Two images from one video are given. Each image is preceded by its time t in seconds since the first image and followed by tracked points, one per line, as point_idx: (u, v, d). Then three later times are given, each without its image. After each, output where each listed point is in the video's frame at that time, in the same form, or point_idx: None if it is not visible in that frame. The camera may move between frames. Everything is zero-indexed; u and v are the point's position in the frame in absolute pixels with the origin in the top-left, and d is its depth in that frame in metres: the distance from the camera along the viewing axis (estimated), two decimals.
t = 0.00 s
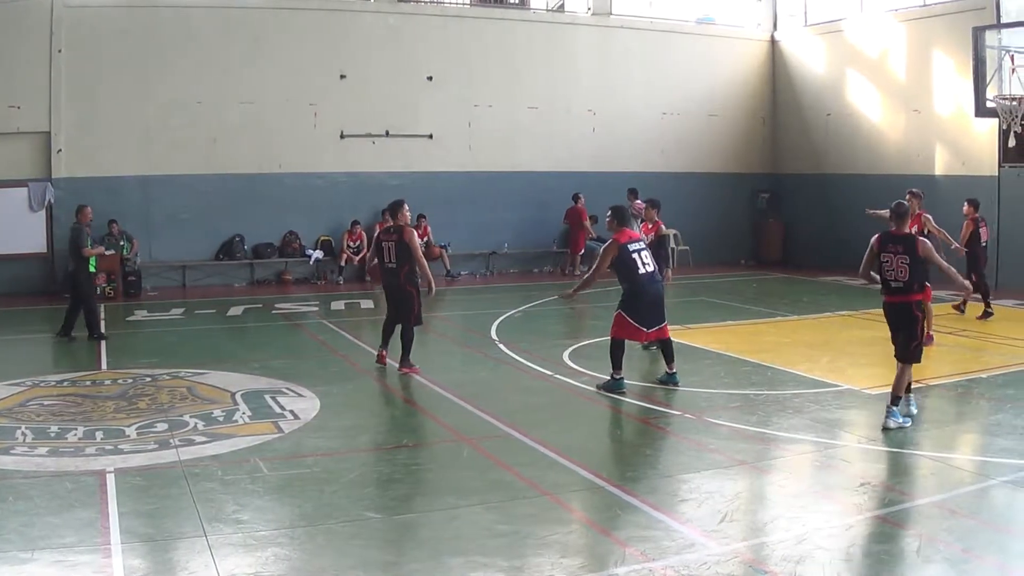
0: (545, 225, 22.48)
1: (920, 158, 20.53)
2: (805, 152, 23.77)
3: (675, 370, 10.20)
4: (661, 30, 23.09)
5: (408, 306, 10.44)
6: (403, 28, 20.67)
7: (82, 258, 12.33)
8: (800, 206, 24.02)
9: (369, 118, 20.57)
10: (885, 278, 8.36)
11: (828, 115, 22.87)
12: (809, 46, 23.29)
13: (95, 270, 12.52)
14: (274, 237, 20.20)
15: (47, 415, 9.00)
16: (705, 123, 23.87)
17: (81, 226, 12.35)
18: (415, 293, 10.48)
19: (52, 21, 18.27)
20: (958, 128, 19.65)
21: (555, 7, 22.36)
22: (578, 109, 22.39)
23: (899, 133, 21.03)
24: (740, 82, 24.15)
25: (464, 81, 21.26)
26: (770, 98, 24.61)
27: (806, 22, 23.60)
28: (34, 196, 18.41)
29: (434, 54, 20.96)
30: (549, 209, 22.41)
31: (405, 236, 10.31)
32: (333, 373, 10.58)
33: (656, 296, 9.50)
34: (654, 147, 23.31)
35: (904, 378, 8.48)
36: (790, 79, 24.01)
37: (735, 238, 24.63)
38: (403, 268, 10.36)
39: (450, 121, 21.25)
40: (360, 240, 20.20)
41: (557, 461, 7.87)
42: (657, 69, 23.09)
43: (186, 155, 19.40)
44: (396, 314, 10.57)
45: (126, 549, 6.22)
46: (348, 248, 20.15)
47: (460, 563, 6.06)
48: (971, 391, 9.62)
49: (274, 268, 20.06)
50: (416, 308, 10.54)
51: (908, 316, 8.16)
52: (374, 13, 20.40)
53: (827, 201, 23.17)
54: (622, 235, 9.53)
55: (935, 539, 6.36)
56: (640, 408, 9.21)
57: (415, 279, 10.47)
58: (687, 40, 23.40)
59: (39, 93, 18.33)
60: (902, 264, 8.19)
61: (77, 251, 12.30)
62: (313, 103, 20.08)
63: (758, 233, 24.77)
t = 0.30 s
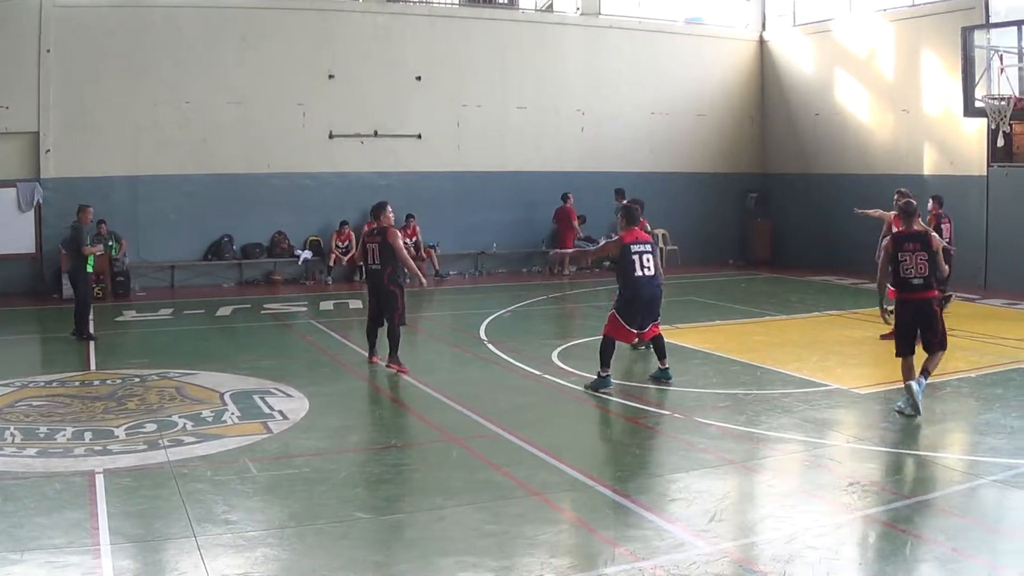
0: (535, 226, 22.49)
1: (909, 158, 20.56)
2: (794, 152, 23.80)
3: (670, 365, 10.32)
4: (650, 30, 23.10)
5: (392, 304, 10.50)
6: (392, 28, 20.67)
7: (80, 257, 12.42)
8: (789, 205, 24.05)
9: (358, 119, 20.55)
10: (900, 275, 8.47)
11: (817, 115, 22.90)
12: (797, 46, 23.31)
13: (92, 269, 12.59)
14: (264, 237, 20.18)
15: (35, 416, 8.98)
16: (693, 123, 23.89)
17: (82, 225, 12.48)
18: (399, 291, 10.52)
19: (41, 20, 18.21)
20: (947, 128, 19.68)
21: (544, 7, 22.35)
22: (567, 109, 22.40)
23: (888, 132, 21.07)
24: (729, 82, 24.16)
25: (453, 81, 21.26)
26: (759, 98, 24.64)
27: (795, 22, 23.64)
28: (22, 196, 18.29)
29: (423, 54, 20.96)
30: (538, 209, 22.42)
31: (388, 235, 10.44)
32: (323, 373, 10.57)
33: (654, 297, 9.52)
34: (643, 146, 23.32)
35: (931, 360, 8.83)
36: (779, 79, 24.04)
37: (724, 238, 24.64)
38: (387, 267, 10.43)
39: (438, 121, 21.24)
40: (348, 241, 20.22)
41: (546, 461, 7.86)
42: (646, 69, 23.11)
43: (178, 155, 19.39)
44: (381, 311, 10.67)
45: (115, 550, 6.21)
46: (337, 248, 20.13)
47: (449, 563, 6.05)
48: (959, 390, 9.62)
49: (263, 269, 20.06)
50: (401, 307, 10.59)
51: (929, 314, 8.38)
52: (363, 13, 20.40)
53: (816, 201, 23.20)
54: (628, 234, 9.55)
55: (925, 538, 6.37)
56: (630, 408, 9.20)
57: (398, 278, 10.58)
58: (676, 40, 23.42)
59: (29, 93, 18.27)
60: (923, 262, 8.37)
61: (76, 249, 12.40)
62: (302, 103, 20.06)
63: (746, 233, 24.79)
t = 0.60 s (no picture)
0: (526, 225, 22.50)
1: (900, 157, 20.58)
2: (785, 151, 23.82)
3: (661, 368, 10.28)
4: (641, 29, 23.12)
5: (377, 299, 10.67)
6: (383, 28, 20.65)
7: (81, 256, 12.53)
8: (780, 205, 24.07)
9: (349, 118, 20.55)
10: (929, 271, 8.36)
11: (807, 114, 22.93)
12: (788, 45, 23.34)
13: (92, 268, 12.70)
14: (254, 237, 20.17)
15: (27, 417, 8.97)
16: (684, 123, 23.90)
17: (83, 224, 12.62)
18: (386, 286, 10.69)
19: (32, 21, 18.16)
20: (937, 128, 19.69)
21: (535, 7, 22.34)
22: (557, 109, 22.41)
23: (878, 132, 21.09)
24: (720, 82, 24.18)
25: (443, 80, 21.25)
26: (750, 97, 24.65)
27: (786, 22, 23.65)
28: (14, 197, 18.29)
29: (414, 54, 20.95)
30: (529, 209, 22.43)
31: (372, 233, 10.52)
32: (315, 374, 10.56)
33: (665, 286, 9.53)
34: (634, 146, 23.33)
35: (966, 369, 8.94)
36: (770, 79, 24.06)
37: (714, 238, 24.65)
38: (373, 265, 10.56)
39: (429, 121, 21.23)
40: (339, 240, 20.21)
41: (538, 460, 7.86)
42: (637, 69, 23.12)
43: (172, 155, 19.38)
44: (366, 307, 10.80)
45: (108, 550, 6.20)
46: (327, 248, 20.14)
47: (441, 563, 6.05)
48: (950, 389, 9.62)
49: (254, 269, 20.03)
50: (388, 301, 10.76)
51: (949, 312, 8.43)
52: (354, 12, 20.38)
53: (806, 201, 23.22)
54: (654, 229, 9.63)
55: (916, 537, 6.38)
56: (622, 408, 9.20)
57: (385, 274, 10.67)
58: (667, 40, 23.44)
59: (21, 93, 18.22)
60: (950, 261, 8.38)
61: (77, 248, 12.50)
62: (293, 103, 20.05)
63: (737, 233, 24.80)
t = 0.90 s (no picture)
0: (518, 225, 22.51)
1: (891, 157, 20.60)
2: (775, 151, 23.85)
3: (655, 365, 10.28)
4: (631, 29, 23.14)
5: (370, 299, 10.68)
6: (374, 28, 20.64)
7: (82, 253, 12.63)
8: (770, 204, 24.09)
9: (340, 118, 20.54)
10: (963, 268, 8.31)
11: (797, 114, 22.96)
12: (778, 45, 23.36)
13: (94, 266, 12.80)
14: (244, 237, 20.16)
15: (18, 417, 8.95)
16: (674, 122, 23.91)
17: (84, 223, 12.71)
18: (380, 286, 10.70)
19: (22, 20, 18.09)
20: (927, 127, 19.73)
21: (525, 7, 22.32)
22: (548, 109, 22.41)
23: (868, 131, 21.13)
24: (710, 82, 24.19)
25: (433, 80, 21.24)
26: (740, 97, 24.67)
27: (775, 22, 23.68)
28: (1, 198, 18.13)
29: (404, 54, 20.94)
30: (519, 209, 22.44)
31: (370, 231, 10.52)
32: (306, 374, 10.55)
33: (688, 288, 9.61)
34: (624, 145, 23.33)
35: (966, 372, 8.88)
36: (760, 78, 24.08)
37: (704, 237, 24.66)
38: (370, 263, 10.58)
39: (420, 120, 21.23)
40: (329, 241, 20.16)
41: (529, 460, 7.85)
42: (627, 69, 23.13)
43: (166, 155, 19.38)
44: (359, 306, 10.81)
45: (98, 551, 6.19)
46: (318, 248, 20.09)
47: (432, 563, 6.04)
48: (940, 388, 9.64)
49: (244, 269, 20.00)
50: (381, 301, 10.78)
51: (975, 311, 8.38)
52: (344, 12, 20.37)
53: (796, 200, 23.25)
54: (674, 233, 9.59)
55: (906, 536, 6.39)
56: (612, 408, 9.20)
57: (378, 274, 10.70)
58: (657, 39, 23.45)
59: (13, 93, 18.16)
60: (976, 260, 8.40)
61: (77, 246, 12.59)
62: (284, 103, 20.05)
63: (727, 232, 24.83)
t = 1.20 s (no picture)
0: (513, 225, 22.52)
1: (885, 157, 20.63)
2: (769, 151, 23.86)
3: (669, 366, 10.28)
4: (625, 30, 23.15)
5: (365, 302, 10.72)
6: (368, 28, 20.65)
7: (83, 252, 12.69)
8: (764, 204, 24.11)
9: (334, 118, 20.54)
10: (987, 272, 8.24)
11: (791, 114, 22.97)
12: (773, 45, 23.37)
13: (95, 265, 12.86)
14: (238, 237, 20.13)
15: (12, 417, 8.95)
16: (668, 122, 23.92)
17: (87, 223, 12.76)
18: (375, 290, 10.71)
19: (17, 20, 18.08)
20: (922, 127, 19.75)
21: (519, 7, 22.32)
22: (542, 109, 22.43)
23: (863, 131, 21.16)
24: (704, 82, 24.21)
25: (428, 80, 21.24)
26: (734, 97, 24.68)
27: (769, 22, 23.71)
28: None
29: (398, 54, 20.95)
30: (513, 209, 22.45)
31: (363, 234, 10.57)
32: (300, 374, 10.54)
33: (714, 287, 9.61)
34: (618, 146, 23.35)
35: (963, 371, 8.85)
36: (754, 78, 24.10)
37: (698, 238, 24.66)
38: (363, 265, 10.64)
39: (414, 120, 21.22)
40: (324, 241, 20.11)
41: (522, 460, 7.85)
42: (620, 69, 23.15)
43: (162, 155, 19.38)
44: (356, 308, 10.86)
45: (92, 551, 6.18)
46: (312, 248, 20.05)
47: (427, 563, 6.05)
48: (934, 387, 9.65)
49: (239, 269, 19.99)
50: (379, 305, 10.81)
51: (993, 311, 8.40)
52: (338, 12, 20.37)
53: (790, 200, 23.26)
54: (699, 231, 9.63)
55: (901, 536, 6.39)
56: (606, 408, 9.21)
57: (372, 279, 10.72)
58: (652, 40, 23.46)
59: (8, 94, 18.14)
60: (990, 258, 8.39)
61: (77, 245, 12.64)
62: (279, 103, 20.05)
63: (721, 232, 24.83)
